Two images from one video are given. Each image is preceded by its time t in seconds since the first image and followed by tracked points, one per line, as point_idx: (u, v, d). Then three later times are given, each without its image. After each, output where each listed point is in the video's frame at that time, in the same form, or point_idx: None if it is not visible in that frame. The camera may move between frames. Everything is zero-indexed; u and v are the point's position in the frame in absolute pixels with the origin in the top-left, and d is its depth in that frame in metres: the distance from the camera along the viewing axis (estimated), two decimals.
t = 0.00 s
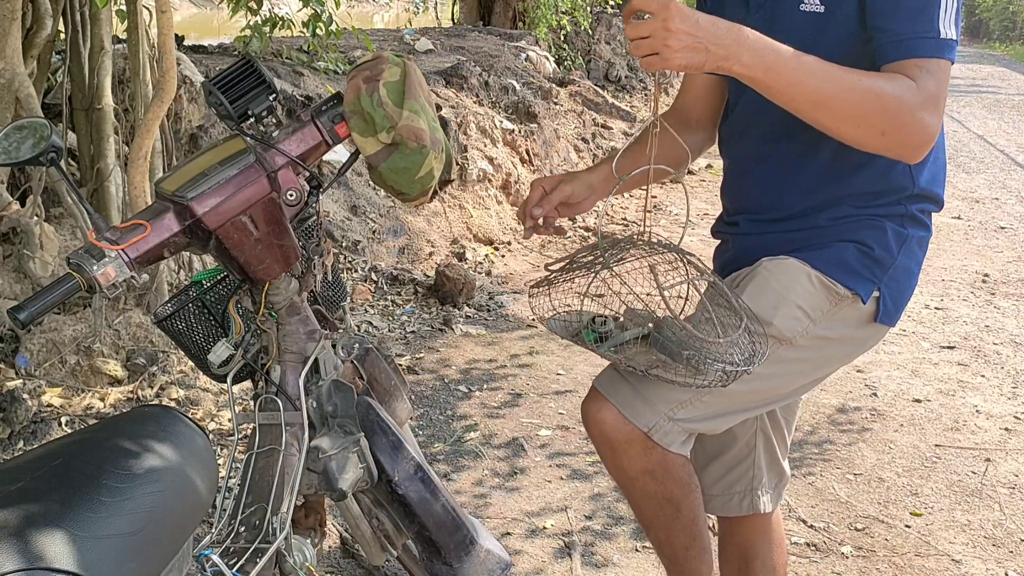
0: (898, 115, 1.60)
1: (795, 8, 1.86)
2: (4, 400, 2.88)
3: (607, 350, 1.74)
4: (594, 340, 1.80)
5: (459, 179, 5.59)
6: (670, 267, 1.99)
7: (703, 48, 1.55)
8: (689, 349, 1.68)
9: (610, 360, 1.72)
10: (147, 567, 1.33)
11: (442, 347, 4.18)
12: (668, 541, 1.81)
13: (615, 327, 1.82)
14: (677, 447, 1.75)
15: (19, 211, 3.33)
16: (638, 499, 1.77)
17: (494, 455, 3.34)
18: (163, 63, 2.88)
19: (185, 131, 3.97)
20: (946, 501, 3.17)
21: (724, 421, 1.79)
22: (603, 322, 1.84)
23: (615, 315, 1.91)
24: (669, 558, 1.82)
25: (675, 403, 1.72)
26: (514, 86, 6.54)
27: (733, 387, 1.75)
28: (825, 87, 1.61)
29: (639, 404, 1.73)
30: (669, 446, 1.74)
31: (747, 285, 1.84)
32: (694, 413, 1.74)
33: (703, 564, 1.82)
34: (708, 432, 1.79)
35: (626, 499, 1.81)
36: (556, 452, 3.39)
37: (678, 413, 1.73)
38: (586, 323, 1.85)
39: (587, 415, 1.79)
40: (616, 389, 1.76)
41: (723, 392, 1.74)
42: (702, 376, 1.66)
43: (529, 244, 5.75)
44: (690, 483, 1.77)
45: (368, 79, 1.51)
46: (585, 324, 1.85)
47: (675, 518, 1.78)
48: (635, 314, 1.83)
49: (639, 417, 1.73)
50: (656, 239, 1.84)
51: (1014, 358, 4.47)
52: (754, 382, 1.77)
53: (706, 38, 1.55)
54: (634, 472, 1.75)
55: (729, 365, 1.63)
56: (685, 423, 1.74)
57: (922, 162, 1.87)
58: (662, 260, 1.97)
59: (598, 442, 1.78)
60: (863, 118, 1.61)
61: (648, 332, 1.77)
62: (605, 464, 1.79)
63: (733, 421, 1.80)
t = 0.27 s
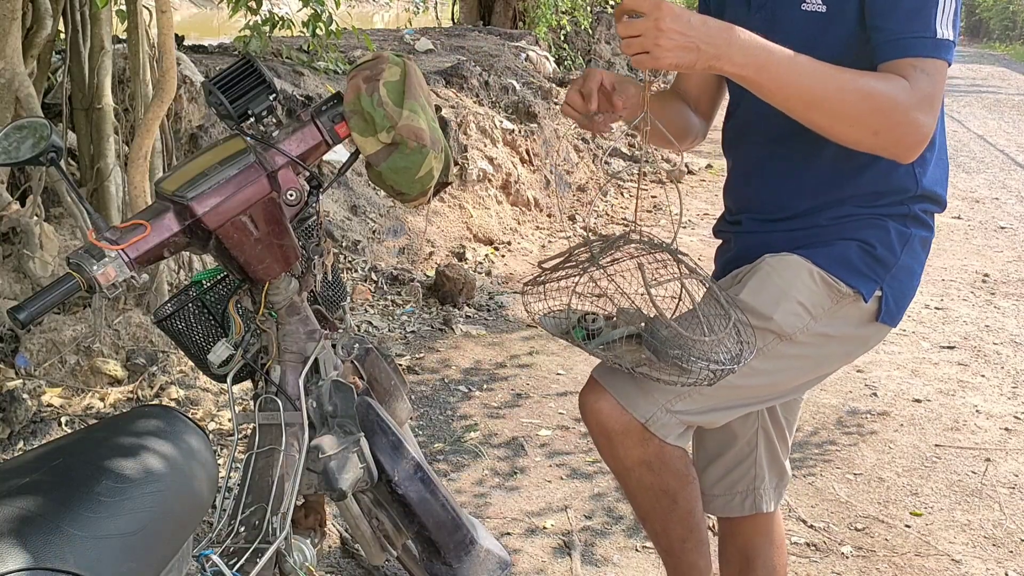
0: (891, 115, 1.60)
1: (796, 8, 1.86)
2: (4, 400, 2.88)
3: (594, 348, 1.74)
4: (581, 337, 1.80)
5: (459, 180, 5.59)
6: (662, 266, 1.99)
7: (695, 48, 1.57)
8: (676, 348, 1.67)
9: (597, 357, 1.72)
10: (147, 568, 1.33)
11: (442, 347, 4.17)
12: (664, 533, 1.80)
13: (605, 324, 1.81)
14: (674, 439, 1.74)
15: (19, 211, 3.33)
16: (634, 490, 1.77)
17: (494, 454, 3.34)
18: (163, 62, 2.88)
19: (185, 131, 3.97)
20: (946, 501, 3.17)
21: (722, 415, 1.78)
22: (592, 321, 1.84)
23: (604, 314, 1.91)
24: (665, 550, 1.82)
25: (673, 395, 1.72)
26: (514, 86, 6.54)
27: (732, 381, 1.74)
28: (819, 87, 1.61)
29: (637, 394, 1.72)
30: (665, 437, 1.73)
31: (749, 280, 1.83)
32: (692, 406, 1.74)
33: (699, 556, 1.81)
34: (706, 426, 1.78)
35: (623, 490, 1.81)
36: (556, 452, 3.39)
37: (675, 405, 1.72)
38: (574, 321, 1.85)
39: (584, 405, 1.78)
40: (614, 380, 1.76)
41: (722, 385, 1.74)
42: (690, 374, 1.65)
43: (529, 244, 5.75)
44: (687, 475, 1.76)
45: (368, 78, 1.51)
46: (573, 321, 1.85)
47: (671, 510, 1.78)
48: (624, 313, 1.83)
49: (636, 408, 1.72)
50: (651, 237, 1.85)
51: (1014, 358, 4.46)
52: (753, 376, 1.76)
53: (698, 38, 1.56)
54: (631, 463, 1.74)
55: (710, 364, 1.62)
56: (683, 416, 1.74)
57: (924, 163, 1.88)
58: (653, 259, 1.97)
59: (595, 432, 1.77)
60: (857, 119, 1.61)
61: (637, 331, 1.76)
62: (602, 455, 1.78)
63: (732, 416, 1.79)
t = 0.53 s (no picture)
0: (886, 114, 1.60)
1: (797, 7, 1.86)
2: (4, 400, 2.88)
3: (593, 344, 1.72)
4: (580, 334, 1.77)
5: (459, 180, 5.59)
6: (662, 260, 1.98)
7: (694, 45, 1.56)
8: (676, 344, 1.67)
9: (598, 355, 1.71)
10: (146, 568, 1.33)
11: (442, 347, 4.17)
12: (661, 528, 1.78)
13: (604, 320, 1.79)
14: (673, 433, 1.74)
15: (19, 211, 3.33)
16: (632, 484, 1.75)
17: (494, 454, 3.34)
18: (162, 63, 2.88)
19: (185, 131, 3.97)
20: (946, 501, 3.17)
21: (722, 411, 1.78)
22: (591, 317, 1.82)
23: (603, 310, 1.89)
24: (662, 546, 1.79)
25: (673, 389, 1.72)
26: (514, 86, 6.54)
27: (731, 376, 1.74)
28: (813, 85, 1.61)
29: (636, 386, 1.72)
30: (665, 431, 1.73)
31: (750, 276, 1.84)
32: (692, 401, 1.74)
33: (697, 553, 1.79)
34: (705, 421, 1.78)
35: (621, 485, 1.79)
36: (556, 452, 3.38)
37: (675, 399, 1.72)
38: (573, 316, 1.82)
39: (583, 399, 1.78)
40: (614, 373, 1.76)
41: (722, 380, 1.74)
42: (690, 370, 1.66)
43: (528, 244, 5.75)
44: (685, 469, 1.75)
45: (368, 77, 1.52)
46: (572, 318, 1.82)
47: (669, 504, 1.76)
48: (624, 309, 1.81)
49: (635, 401, 1.72)
50: (651, 235, 1.86)
51: (1014, 358, 4.46)
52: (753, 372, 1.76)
53: (696, 34, 1.56)
54: (629, 456, 1.73)
55: (710, 359, 1.64)
56: (683, 410, 1.74)
57: (922, 163, 1.89)
58: (654, 253, 1.97)
59: (593, 426, 1.76)
60: (852, 118, 1.61)
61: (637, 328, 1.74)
62: (600, 449, 1.77)
63: (732, 412, 1.79)
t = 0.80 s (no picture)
0: (887, 126, 1.61)
1: (796, 7, 1.89)
2: (4, 400, 2.88)
3: (594, 341, 1.71)
4: (581, 331, 1.76)
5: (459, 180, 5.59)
6: (660, 256, 1.98)
7: (701, 75, 1.58)
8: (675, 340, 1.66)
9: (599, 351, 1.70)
10: (146, 568, 1.33)
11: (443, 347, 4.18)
12: (660, 525, 1.78)
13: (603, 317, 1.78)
14: (672, 430, 1.74)
15: (19, 211, 3.33)
16: (631, 481, 1.75)
17: (494, 454, 3.34)
18: (162, 63, 2.88)
19: (185, 131, 3.97)
20: (946, 501, 3.17)
21: (720, 407, 1.78)
22: (591, 314, 1.81)
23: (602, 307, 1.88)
24: (661, 544, 1.79)
25: (673, 385, 1.72)
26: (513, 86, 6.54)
27: (730, 373, 1.74)
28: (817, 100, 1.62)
29: (636, 383, 1.72)
30: (664, 428, 1.73)
31: (750, 274, 1.84)
32: (692, 398, 1.74)
33: (696, 550, 1.79)
34: (704, 418, 1.78)
35: (619, 483, 1.79)
36: (557, 452, 3.38)
37: (675, 396, 1.72)
38: (572, 314, 1.82)
39: (582, 395, 1.77)
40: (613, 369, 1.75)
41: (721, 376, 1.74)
42: (690, 367, 1.65)
43: (528, 244, 5.75)
44: (685, 466, 1.76)
45: (368, 76, 1.52)
46: (571, 315, 1.81)
47: (668, 501, 1.76)
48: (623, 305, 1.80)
49: (635, 397, 1.72)
50: (650, 233, 1.87)
51: (1014, 358, 4.46)
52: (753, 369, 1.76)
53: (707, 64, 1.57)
54: (629, 453, 1.73)
55: (710, 356, 1.63)
56: (682, 407, 1.74)
57: (920, 162, 1.90)
58: (652, 249, 1.97)
59: (592, 423, 1.75)
60: (854, 132, 1.62)
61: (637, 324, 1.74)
62: (599, 446, 1.77)
63: (731, 409, 1.79)
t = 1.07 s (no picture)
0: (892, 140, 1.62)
1: (794, 9, 1.89)
2: (4, 400, 2.88)
3: (586, 338, 1.72)
4: (575, 328, 1.77)
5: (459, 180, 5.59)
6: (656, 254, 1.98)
7: (704, 132, 1.56)
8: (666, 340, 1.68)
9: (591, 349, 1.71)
10: (147, 569, 1.33)
11: (442, 347, 4.17)
12: (657, 522, 1.78)
13: (599, 312, 1.79)
14: (669, 427, 1.74)
15: (19, 211, 3.33)
16: (629, 478, 1.75)
17: (494, 454, 3.34)
18: (163, 63, 2.88)
19: (185, 131, 3.97)
20: (946, 501, 3.17)
21: (716, 405, 1.78)
22: (587, 309, 1.81)
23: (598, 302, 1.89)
24: (658, 541, 1.79)
25: (670, 382, 1.72)
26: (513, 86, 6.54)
27: (728, 369, 1.74)
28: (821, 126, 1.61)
29: (631, 379, 1.72)
30: (662, 424, 1.73)
31: (749, 272, 1.83)
32: (690, 394, 1.74)
33: (693, 548, 1.79)
34: (701, 415, 1.78)
35: (618, 480, 1.79)
36: (557, 453, 3.38)
37: (672, 393, 1.72)
38: (569, 309, 1.82)
39: (581, 391, 1.77)
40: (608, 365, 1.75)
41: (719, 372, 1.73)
42: (677, 366, 1.66)
43: (528, 244, 5.75)
44: (682, 463, 1.76)
45: (368, 77, 1.52)
46: (569, 310, 1.82)
47: (666, 498, 1.76)
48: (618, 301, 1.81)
49: (633, 393, 1.72)
50: (648, 231, 1.87)
51: (1014, 358, 4.46)
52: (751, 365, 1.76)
53: (709, 120, 1.55)
54: (627, 450, 1.73)
55: (693, 355, 1.64)
56: (679, 404, 1.73)
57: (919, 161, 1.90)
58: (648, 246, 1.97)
59: (590, 419, 1.75)
60: (863, 149, 1.62)
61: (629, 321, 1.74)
62: (597, 443, 1.77)
63: (728, 406, 1.79)
